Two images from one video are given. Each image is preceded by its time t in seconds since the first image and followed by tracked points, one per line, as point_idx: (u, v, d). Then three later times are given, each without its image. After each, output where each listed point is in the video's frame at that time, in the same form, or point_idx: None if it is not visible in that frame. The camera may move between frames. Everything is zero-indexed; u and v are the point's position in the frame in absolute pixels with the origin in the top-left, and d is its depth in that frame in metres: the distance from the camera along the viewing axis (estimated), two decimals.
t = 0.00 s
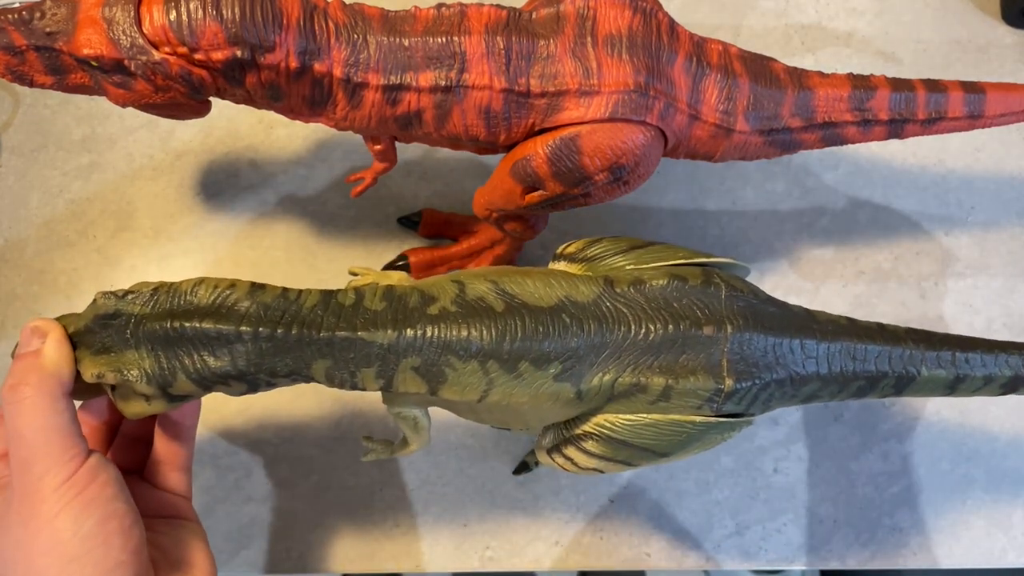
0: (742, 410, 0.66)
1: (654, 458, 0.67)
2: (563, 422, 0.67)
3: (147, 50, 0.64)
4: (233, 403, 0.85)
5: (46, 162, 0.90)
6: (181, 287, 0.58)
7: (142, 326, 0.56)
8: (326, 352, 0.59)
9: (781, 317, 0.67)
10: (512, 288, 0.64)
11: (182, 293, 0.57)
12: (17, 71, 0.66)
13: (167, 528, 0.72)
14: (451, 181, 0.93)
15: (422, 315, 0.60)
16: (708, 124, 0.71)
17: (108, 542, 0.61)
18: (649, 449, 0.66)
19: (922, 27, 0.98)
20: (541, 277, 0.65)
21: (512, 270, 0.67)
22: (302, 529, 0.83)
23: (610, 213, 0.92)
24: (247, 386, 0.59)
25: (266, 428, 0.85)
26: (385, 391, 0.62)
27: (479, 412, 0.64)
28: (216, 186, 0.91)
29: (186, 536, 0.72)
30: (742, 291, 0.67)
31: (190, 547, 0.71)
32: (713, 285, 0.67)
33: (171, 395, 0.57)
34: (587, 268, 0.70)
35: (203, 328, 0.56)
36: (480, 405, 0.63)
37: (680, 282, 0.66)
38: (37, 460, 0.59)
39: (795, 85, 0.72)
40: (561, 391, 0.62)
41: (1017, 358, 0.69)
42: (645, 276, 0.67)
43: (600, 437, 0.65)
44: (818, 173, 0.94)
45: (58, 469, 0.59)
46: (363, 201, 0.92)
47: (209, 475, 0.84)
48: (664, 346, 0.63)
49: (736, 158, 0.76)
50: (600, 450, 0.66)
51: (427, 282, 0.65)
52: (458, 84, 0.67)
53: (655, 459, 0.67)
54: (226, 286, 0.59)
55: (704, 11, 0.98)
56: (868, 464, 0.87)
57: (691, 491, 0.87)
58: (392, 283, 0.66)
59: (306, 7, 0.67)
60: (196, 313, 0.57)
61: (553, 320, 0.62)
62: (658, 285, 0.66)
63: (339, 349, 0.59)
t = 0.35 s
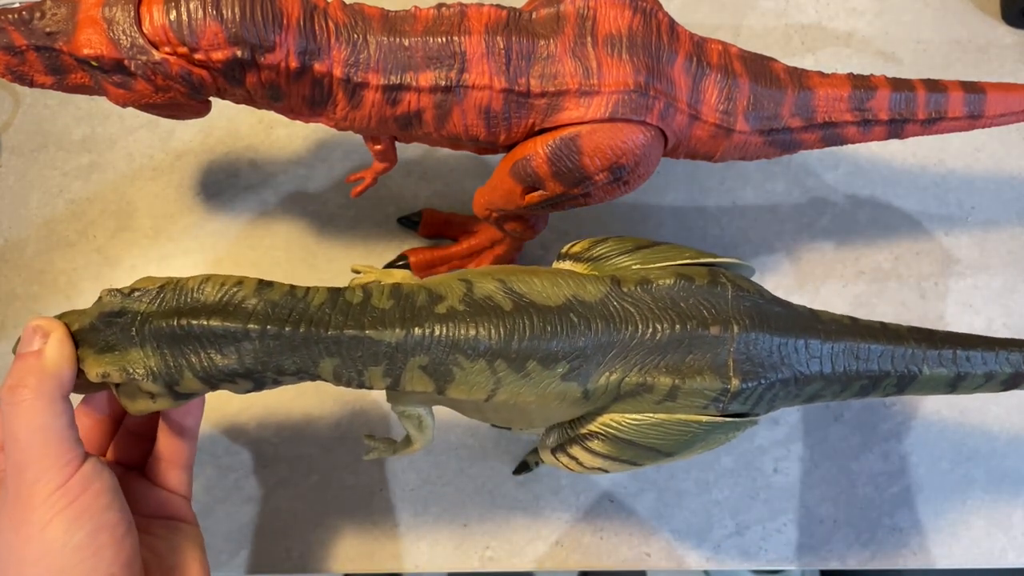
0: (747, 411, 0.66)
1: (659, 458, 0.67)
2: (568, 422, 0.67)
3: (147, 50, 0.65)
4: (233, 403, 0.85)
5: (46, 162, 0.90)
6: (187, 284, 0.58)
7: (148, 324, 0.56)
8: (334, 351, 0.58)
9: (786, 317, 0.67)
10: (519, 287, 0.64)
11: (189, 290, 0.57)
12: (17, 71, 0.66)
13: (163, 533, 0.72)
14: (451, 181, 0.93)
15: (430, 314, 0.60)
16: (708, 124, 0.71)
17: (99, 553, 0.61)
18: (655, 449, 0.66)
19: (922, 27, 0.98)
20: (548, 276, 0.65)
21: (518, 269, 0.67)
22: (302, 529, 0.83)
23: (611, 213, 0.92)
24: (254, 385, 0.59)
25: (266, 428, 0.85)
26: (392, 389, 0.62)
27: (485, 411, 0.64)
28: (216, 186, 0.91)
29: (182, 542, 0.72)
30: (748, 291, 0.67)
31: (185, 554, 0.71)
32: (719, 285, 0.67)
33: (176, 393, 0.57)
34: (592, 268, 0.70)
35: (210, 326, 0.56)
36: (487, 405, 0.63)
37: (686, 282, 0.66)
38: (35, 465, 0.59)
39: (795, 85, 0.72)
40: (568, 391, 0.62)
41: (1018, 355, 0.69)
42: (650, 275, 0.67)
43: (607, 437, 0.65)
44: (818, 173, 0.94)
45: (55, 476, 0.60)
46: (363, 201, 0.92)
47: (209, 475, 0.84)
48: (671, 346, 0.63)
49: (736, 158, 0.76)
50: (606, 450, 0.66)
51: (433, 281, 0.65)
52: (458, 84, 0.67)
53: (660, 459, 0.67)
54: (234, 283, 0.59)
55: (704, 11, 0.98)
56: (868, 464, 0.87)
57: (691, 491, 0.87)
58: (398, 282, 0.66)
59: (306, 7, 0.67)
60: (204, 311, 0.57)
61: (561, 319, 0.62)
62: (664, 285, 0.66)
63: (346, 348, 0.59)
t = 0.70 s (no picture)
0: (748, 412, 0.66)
1: (661, 459, 0.67)
2: (571, 423, 0.68)
3: (147, 50, 0.64)
4: (233, 403, 0.86)
5: (46, 162, 0.90)
6: (191, 284, 0.58)
7: (151, 322, 0.55)
8: (337, 351, 0.58)
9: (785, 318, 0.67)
10: (521, 287, 0.64)
11: (192, 290, 0.57)
12: (17, 71, 0.67)
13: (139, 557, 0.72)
14: (450, 181, 0.93)
15: (433, 315, 0.60)
16: (708, 124, 0.71)
17: None
18: (657, 450, 0.66)
19: (922, 27, 0.98)
20: (550, 277, 0.65)
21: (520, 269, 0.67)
22: (303, 529, 0.83)
23: (611, 213, 0.92)
24: (256, 385, 0.59)
25: (266, 428, 0.85)
26: (394, 390, 0.62)
27: (487, 412, 0.64)
28: (216, 186, 0.91)
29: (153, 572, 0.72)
30: (749, 292, 0.67)
31: None
32: (721, 286, 0.67)
33: (180, 392, 0.57)
34: (595, 269, 0.70)
35: (214, 325, 0.56)
36: (489, 406, 0.63)
37: (688, 283, 0.66)
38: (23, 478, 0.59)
39: (795, 85, 0.72)
40: (570, 392, 0.62)
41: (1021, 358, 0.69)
42: (652, 276, 0.67)
43: (609, 438, 0.65)
44: (818, 172, 0.94)
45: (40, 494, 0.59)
46: (363, 201, 0.92)
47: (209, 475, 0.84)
48: (673, 348, 0.63)
49: (736, 158, 0.76)
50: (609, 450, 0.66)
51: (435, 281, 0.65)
52: (458, 84, 0.67)
53: (662, 461, 0.67)
54: (237, 283, 0.59)
55: (704, 11, 0.98)
56: (868, 464, 0.87)
57: (691, 490, 0.87)
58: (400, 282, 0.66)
59: (306, 7, 0.67)
60: (208, 310, 0.56)
61: (563, 320, 0.62)
62: (665, 286, 0.66)
63: (349, 349, 0.58)
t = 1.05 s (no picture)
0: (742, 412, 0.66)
1: (656, 459, 0.67)
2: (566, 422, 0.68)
3: (147, 50, 0.65)
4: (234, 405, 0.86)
5: (46, 162, 0.90)
6: (186, 282, 0.58)
7: (146, 320, 0.55)
8: (331, 351, 0.58)
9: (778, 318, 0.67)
10: (514, 287, 0.64)
11: (187, 288, 0.57)
12: (17, 71, 0.67)
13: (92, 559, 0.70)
14: (450, 181, 0.93)
15: (426, 316, 0.60)
16: (708, 124, 0.71)
17: None
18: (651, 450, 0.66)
19: (921, 27, 0.98)
20: (544, 277, 0.65)
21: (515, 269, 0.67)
22: (303, 529, 0.83)
23: (611, 214, 0.92)
24: (250, 384, 0.59)
25: (266, 428, 0.86)
26: (389, 389, 0.62)
27: (482, 412, 0.65)
28: (217, 186, 0.91)
29: None
30: (743, 291, 0.67)
31: None
32: (714, 285, 0.66)
33: (173, 389, 0.57)
34: (590, 268, 0.70)
35: (208, 324, 0.56)
36: (484, 406, 0.63)
37: (681, 282, 0.66)
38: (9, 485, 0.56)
39: (795, 85, 0.72)
40: (564, 391, 0.62)
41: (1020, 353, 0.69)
42: (646, 276, 0.67)
43: (605, 438, 0.65)
44: (818, 173, 0.95)
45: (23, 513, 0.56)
46: (363, 201, 0.92)
47: (210, 475, 0.84)
48: (666, 348, 0.63)
49: (736, 159, 0.76)
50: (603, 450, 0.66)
51: (429, 280, 0.65)
52: (458, 84, 0.67)
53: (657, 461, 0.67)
54: (231, 282, 0.59)
55: (704, 11, 0.98)
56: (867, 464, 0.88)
57: (691, 490, 0.87)
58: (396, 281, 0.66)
59: (306, 7, 0.67)
60: (203, 308, 0.56)
61: (556, 319, 0.62)
62: (659, 286, 0.66)
63: (342, 348, 0.58)
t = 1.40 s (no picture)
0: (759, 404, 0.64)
1: (673, 460, 0.66)
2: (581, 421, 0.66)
3: (147, 50, 0.65)
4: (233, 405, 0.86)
5: (46, 163, 0.90)
6: (201, 252, 0.58)
7: (155, 286, 0.55)
8: (345, 323, 0.58)
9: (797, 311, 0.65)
10: (531, 271, 0.63)
11: (201, 258, 0.58)
12: (17, 71, 0.67)
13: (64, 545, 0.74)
14: (450, 181, 0.93)
15: (442, 297, 0.60)
16: (708, 124, 0.71)
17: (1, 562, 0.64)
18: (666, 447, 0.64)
19: (921, 28, 0.98)
20: (558, 263, 0.64)
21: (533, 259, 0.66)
22: (303, 529, 0.83)
23: (611, 214, 0.92)
24: (260, 360, 0.58)
25: (266, 428, 0.86)
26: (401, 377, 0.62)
27: (496, 403, 0.63)
28: (216, 186, 0.91)
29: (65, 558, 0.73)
30: (760, 276, 0.66)
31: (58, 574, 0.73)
32: (731, 271, 0.65)
33: (178, 361, 0.57)
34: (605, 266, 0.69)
35: (220, 290, 0.56)
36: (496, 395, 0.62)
37: (698, 268, 0.65)
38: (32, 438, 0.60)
39: (795, 85, 0.72)
40: (579, 378, 0.61)
41: None
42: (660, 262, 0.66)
43: (619, 435, 0.64)
44: (818, 173, 0.95)
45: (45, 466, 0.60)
46: (363, 201, 0.92)
47: (210, 476, 0.84)
48: (682, 331, 0.62)
49: (736, 158, 0.76)
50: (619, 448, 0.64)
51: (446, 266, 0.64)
52: (458, 84, 0.67)
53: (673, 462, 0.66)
54: (247, 254, 0.59)
55: (704, 11, 0.98)
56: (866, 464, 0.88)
57: (691, 490, 0.87)
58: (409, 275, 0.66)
59: (306, 7, 0.67)
60: (219, 274, 0.57)
61: (571, 302, 0.61)
62: (675, 271, 0.64)
63: (356, 325, 0.58)
